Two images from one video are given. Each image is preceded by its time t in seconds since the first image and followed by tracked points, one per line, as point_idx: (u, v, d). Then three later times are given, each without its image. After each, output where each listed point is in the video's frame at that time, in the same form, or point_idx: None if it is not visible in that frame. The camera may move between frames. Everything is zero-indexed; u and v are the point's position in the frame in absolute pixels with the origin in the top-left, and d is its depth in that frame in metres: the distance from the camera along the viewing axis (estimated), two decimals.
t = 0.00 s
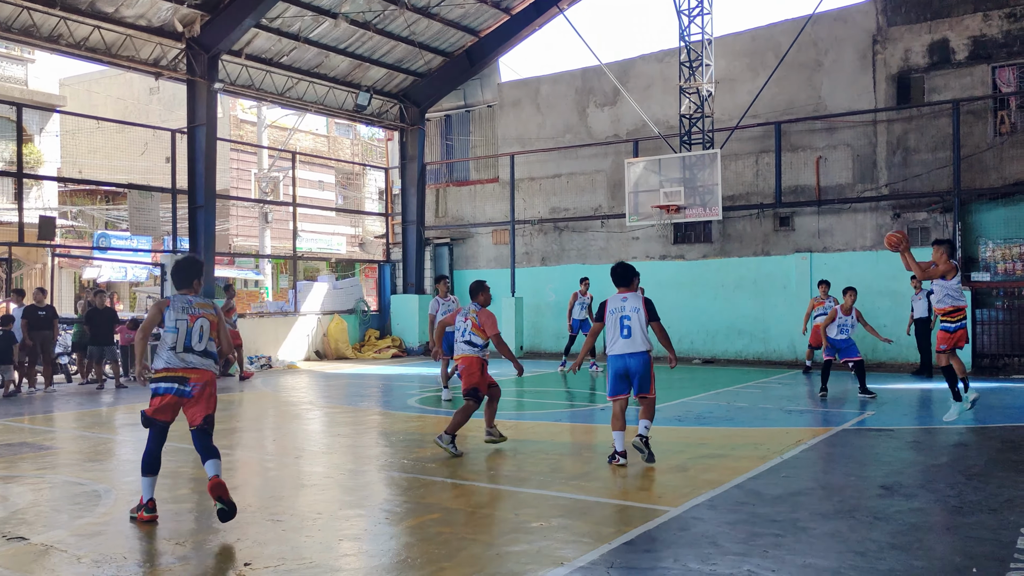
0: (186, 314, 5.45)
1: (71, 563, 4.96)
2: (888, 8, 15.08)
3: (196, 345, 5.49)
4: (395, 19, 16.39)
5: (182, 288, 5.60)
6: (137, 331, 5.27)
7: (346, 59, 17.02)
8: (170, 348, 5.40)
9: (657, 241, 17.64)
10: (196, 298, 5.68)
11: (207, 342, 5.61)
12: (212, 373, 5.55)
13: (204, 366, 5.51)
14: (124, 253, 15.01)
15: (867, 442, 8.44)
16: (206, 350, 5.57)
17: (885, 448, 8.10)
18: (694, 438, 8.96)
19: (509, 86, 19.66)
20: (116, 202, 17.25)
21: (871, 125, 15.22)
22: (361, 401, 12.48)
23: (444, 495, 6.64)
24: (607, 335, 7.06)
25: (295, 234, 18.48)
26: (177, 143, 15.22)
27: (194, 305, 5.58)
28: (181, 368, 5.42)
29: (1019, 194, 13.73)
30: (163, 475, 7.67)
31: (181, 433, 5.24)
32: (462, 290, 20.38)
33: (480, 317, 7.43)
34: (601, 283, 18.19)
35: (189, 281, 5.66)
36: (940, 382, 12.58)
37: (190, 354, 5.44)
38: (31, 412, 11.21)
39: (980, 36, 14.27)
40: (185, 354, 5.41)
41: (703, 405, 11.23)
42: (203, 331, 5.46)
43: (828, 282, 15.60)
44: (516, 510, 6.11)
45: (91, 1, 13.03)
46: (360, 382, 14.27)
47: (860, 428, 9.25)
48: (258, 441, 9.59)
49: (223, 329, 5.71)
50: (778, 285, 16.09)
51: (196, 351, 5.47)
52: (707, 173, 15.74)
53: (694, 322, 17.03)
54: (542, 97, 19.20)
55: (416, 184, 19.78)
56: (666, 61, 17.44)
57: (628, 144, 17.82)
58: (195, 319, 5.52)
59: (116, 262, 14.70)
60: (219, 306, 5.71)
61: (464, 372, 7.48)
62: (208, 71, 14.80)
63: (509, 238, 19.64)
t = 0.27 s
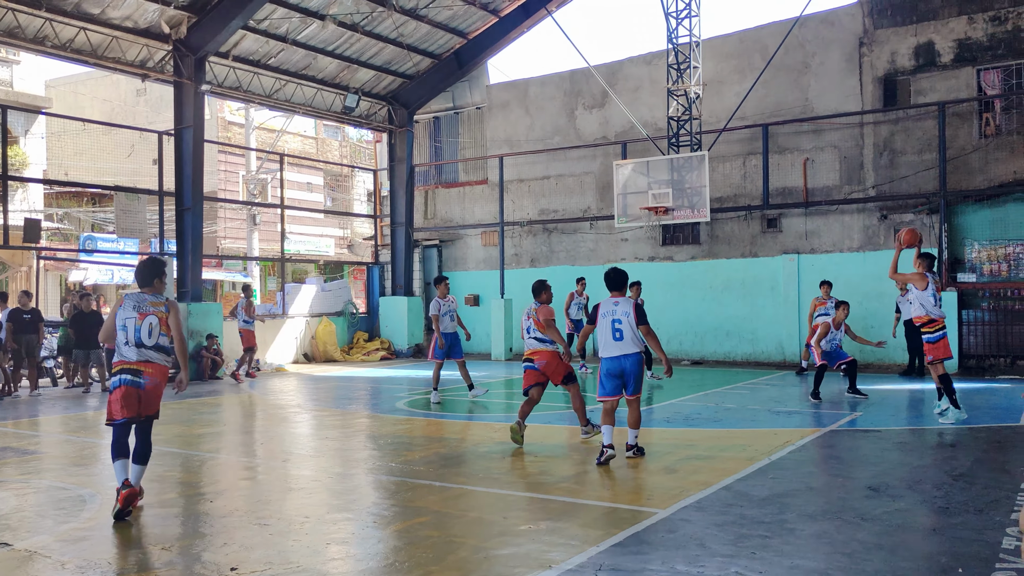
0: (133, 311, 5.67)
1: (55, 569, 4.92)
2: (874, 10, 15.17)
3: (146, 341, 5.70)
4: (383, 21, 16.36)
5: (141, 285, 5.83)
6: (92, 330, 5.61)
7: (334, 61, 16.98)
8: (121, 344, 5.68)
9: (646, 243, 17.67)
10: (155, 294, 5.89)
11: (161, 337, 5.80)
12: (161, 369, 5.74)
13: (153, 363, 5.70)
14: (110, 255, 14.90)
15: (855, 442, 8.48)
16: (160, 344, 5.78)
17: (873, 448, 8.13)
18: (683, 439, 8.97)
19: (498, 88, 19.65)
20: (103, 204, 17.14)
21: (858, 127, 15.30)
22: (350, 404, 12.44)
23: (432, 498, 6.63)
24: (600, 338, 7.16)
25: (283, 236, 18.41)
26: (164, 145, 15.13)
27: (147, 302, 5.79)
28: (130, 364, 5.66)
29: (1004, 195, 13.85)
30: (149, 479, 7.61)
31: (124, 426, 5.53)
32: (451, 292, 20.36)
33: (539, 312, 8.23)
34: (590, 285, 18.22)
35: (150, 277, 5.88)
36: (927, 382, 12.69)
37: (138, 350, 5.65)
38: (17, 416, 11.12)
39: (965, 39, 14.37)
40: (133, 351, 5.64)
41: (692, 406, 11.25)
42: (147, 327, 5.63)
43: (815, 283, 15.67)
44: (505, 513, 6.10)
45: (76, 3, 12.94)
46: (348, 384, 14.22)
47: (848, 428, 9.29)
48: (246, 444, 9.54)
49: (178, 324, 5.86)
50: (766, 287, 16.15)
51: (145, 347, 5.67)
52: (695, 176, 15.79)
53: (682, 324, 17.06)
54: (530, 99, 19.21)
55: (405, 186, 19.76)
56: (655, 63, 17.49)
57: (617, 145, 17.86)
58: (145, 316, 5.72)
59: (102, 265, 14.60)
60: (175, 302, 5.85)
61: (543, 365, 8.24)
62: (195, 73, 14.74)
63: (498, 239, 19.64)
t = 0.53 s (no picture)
0: (113, 319, 6.15)
1: (43, 573, 4.88)
2: (866, 13, 15.23)
3: (125, 347, 6.17)
4: (375, 22, 16.34)
5: (123, 293, 6.32)
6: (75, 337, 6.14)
7: (327, 62, 16.95)
8: (102, 350, 6.18)
9: (639, 244, 17.69)
10: (137, 302, 6.35)
11: (140, 343, 6.25)
12: (139, 372, 6.18)
13: (131, 366, 6.16)
14: (101, 257, 14.81)
15: (847, 443, 8.50)
16: (139, 351, 6.23)
17: (865, 449, 8.16)
18: (677, 440, 8.96)
19: (491, 90, 19.65)
20: (94, 205, 17.05)
21: (850, 129, 15.37)
22: (342, 405, 12.40)
23: (425, 500, 6.61)
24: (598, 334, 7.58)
25: (275, 237, 18.35)
26: (155, 146, 15.07)
27: (126, 310, 6.26)
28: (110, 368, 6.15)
29: (994, 197, 13.99)
30: (140, 482, 7.57)
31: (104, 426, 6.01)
32: (444, 293, 20.33)
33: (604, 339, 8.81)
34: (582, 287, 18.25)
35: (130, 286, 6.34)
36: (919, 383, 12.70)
37: (117, 355, 6.14)
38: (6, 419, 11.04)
39: (956, 41, 14.45)
40: (112, 356, 6.13)
41: (686, 407, 11.25)
42: (123, 334, 6.09)
43: (807, 285, 15.71)
44: (498, 514, 6.09)
45: (66, 3, 12.88)
46: (341, 386, 14.17)
47: (840, 429, 9.32)
48: (238, 446, 9.50)
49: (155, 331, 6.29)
50: (758, 288, 16.18)
51: (123, 353, 6.15)
52: (687, 177, 15.82)
53: (675, 325, 17.07)
54: (523, 100, 19.22)
55: (397, 188, 19.74)
56: (647, 65, 17.52)
57: (609, 147, 17.88)
58: (123, 323, 6.20)
59: (93, 266, 14.52)
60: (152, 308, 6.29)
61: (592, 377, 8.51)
62: (187, 73, 14.69)
63: (491, 241, 19.63)
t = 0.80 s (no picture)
0: (108, 325, 6.38)
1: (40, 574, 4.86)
2: (863, 14, 15.25)
3: (122, 351, 6.36)
4: (373, 22, 16.33)
5: (117, 301, 6.52)
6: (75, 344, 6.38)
7: (324, 62, 16.93)
8: (98, 356, 6.34)
9: (636, 245, 17.69)
10: (129, 309, 6.57)
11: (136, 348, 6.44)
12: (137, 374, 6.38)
13: (128, 370, 6.35)
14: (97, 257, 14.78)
15: (844, 444, 8.51)
16: (134, 354, 6.41)
17: (862, 450, 8.16)
18: (675, 441, 8.96)
19: (488, 90, 19.65)
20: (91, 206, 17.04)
21: (847, 129, 15.38)
22: (339, 406, 12.39)
23: (422, 501, 6.60)
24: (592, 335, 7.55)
25: (271, 238, 18.32)
26: (152, 146, 15.04)
27: (121, 317, 6.47)
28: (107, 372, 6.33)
29: (991, 198, 14.02)
30: (137, 483, 7.55)
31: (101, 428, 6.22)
32: (441, 294, 20.31)
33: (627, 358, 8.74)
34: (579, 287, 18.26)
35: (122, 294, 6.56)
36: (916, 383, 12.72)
37: (115, 359, 6.31)
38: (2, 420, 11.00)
39: (952, 42, 14.47)
40: (108, 361, 6.32)
41: (684, 408, 11.25)
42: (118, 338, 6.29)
43: (804, 286, 15.73)
44: (496, 514, 6.09)
45: (63, 3, 12.85)
46: (338, 386, 14.16)
47: (837, 430, 9.33)
48: (235, 447, 9.48)
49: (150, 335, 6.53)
50: (755, 288, 16.19)
51: (120, 357, 6.32)
52: (685, 178, 15.83)
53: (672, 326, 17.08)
54: (520, 100, 19.22)
55: (394, 188, 19.73)
56: (644, 66, 17.53)
57: (607, 147, 17.88)
58: (120, 329, 6.41)
59: (89, 266, 14.48)
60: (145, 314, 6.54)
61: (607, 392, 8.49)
62: (184, 73, 14.67)
63: (488, 241, 19.62)
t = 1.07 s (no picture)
0: (110, 317, 6.68)
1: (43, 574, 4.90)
2: (862, 16, 15.29)
3: (123, 341, 6.68)
4: (373, 24, 16.37)
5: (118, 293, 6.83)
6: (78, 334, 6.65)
7: (324, 64, 16.97)
8: (102, 346, 6.67)
9: (636, 246, 17.72)
10: (131, 300, 6.87)
11: (137, 337, 6.77)
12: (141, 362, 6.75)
13: (132, 359, 6.70)
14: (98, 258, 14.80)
15: (843, 444, 8.54)
16: (137, 343, 6.75)
17: (861, 450, 8.19)
18: (675, 441, 8.99)
19: (488, 92, 19.69)
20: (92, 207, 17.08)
21: (846, 131, 15.42)
22: (340, 407, 12.43)
23: (422, 501, 6.63)
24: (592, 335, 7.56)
25: (272, 239, 18.33)
26: (153, 147, 15.07)
27: (120, 308, 6.78)
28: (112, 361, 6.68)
29: (990, 199, 14.06)
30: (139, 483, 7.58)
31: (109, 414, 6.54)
32: (441, 295, 20.34)
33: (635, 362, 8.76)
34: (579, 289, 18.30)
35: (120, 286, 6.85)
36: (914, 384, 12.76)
37: (117, 349, 6.64)
38: (3, 420, 11.03)
39: (951, 44, 14.52)
40: (113, 351, 6.64)
41: (683, 408, 11.29)
42: (121, 329, 6.60)
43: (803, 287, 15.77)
44: (495, 515, 6.12)
45: (64, 5, 12.88)
46: (338, 387, 14.19)
47: (836, 431, 9.35)
48: (236, 447, 9.51)
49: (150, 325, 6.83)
50: (755, 290, 16.22)
51: (124, 347, 6.66)
52: (684, 179, 15.86)
53: (672, 326, 17.11)
54: (520, 102, 19.25)
55: (395, 189, 19.77)
56: (644, 67, 17.56)
57: (606, 149, 17.92)
58: (120, 320, 6.72)
59: (90, 267, 14.51)
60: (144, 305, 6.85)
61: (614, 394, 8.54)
62: (185, 75, 14.71)
63: (488, 242, 19.66)
